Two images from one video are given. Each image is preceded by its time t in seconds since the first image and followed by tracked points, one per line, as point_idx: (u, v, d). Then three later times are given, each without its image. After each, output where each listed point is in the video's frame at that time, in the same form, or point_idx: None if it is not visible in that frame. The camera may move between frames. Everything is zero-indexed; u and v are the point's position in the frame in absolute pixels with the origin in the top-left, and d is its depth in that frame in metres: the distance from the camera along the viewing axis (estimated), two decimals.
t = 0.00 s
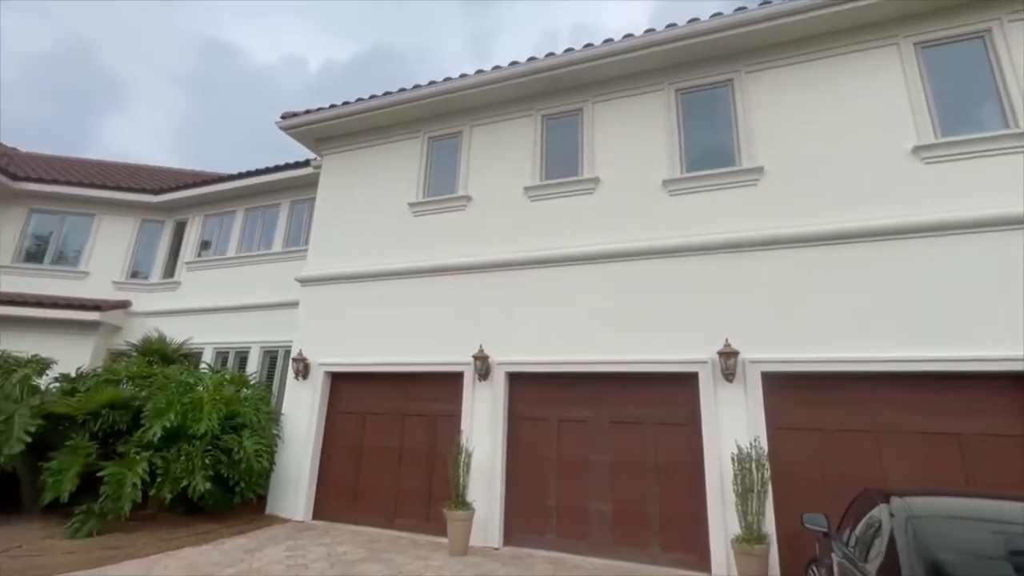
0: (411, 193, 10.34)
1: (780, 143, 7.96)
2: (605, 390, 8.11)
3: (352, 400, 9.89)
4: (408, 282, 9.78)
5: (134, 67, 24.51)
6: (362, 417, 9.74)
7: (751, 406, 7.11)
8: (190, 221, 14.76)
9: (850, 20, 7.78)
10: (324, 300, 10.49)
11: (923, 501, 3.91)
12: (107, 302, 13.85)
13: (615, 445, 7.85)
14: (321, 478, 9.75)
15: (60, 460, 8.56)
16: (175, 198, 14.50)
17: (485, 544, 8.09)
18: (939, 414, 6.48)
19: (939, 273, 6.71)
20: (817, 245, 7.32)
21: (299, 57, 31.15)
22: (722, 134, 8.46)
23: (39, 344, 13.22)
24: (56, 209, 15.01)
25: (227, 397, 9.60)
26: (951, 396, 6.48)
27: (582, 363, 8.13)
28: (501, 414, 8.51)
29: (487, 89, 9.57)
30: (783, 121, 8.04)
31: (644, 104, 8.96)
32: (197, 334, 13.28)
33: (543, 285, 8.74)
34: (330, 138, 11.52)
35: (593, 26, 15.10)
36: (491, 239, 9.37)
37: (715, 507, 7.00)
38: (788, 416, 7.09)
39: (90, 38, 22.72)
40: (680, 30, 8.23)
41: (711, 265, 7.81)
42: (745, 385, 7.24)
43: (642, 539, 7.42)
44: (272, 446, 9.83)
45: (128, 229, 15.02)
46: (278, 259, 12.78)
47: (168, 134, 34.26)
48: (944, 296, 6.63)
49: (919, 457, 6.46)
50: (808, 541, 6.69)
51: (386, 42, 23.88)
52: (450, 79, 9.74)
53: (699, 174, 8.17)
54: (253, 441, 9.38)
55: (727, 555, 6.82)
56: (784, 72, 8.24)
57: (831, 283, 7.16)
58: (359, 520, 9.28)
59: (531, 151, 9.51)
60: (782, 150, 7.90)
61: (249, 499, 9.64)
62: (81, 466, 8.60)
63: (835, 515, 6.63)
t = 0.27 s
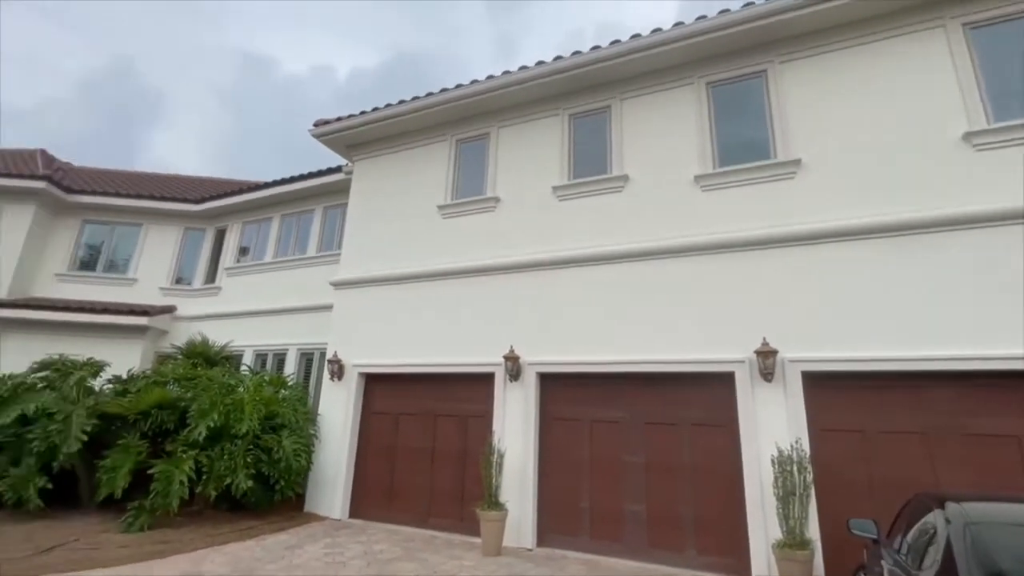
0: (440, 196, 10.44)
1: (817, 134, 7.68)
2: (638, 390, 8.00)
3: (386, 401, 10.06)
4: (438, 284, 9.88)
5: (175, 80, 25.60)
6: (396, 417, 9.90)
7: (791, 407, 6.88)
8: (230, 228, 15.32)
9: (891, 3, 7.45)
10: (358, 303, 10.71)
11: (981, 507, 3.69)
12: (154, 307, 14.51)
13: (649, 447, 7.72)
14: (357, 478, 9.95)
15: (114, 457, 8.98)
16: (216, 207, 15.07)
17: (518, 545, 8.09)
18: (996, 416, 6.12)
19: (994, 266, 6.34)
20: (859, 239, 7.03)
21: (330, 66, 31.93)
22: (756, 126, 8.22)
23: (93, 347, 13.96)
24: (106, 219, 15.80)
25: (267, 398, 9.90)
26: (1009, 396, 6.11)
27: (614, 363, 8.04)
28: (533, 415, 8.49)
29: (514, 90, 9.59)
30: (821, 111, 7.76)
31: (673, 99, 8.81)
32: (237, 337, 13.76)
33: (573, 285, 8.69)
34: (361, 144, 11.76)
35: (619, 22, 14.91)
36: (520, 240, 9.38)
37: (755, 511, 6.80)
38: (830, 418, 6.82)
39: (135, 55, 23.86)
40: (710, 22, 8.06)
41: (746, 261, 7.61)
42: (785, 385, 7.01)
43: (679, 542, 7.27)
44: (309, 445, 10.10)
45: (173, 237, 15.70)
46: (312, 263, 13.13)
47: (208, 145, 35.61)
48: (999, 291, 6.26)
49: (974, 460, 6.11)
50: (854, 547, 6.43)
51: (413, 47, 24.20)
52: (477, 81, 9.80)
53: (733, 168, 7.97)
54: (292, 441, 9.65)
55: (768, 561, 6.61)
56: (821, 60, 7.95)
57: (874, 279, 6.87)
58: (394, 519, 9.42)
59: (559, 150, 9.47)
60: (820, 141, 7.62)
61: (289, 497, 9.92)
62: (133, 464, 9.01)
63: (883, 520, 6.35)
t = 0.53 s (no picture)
0: (471, 196, 10.51)
1: (861, 122, 7.36)
2: (674, 390, 7.84)
3: (420, 401, 10.19)
4: (470, 284, 9.96)
5: (215, 91, 26.62)
6: (430, 416, 10.02)
7: (837, 407, 6.61)
8: (268, 233, 15.84)
9: None
10: (392, 304, 10.90)
11: None
12: (200, 311, 15.14)
13: (687, 447, 7.56)
14: (393, 476, 10.12)
15: (165, 454, 9.40)
16: (255, 213, 15.60)
17: (554, 545, 8.06)
18: None
19: None
20: (908, 231, 6.70)
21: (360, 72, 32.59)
22: (795, 116, 7.94)
23: (144, 349, 14.67)
24: (155, 228, 16.59)
25: (306, 397, 10.19)
26: None
27: (649, 362, 7.91)
28: (567, 415, 8.44)
29: (543, 88, 9.56)
30: (864, 97, 7.43)
31: (706, 91, 8.60)
32: (277, 339, 14.22)
33: (605, 283, 8.61)
34: (392, 148, 11.95)
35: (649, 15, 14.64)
36: (551, 239, 9.35)
37: (800, 515, 6.56)
38: (879, 418, 6.52)
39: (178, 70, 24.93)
40: (743, 10, 7.84)
41: (786, 256, 7.36)
42: (830, 384, 6.73)
43: (720, 546, 7.09)
44: (347, 444, 10.34)
45: (216, 243, 16.36)
46: (347, 266, 13.43)
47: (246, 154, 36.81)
48: None
49: None
50: (907, 554, 6.14)
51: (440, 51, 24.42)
52: (506, 82, 9.81)
53: (771, 160, 7.73)
54: (330, 439, 9.90)
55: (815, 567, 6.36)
56: (864, 45, 7.61)
57: (924, 272, 6.54)
58: (430, 518, 9.54)
59: (589, 147, 9.38)
60: (864, 129, 7.29)
61: (328, 494, 10.17)
62: (183, 460, 9.41)
63: (939, 527, 6.02)
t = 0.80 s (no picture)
0: (501, 196, 10.54)
1: (908, 106, 6.99)
2: (713, 388, 7.66)
3: (455, 400, 10.29)
4: (503, 283, 9.99)
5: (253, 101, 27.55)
6: (464, 415, 10.10)
7: (889, 406, 6.30)
8: (306, 238, 16.31)
9: None
10: (425, 304, 11.04)
11: None
12: (243, 314, 15.73)
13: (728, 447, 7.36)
14: (430, 474, 10.26)
15: (214, 451, 9.80)
16: (293, 218, 16.08)
17: (591, 545, 7.99)
18: None
19: None
20: (963, 221, 6.34)
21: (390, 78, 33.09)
22: (837, 103, 7.62)
23: (192, 351, 15.34)
24: (200, 235, 17.32)
25: (344, 397, 10.43)
26: None
27: (686, 361, 7.75)
28: (602, 415, 8.36)
29: (572, 85, 9.50)
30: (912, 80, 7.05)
31: (742, 81, 8.35)
32: (316, 339, 14.63)
33: (639, 280, 8.49)
34: (423, 150, 12.10)
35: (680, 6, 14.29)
36: (583, 237, 9.28)
37: (850, 518, 6.30)
38: (934, 418, 6.19)
39: (219, 82, 25.93)
40: None
41: (830, 250, 7.07)
42: (881, 382, 6.42)
43: (764, 549, 6.86)
44: (385, 442, 10.54)
45: (257, 248, 16.95)
46: (382, 268, 13.68)
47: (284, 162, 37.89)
48: None
49: None
50: (969, 561, 5.81)
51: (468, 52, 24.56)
52: (535, 80, 9.79)
53: (812, 150, 7.43)
54: (368, 437, 10.11)
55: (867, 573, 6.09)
56: (913, 24, 7.21)
57: (982, 263, 6.17)
58: (466, 516, 9.62)
59: (621, 143, 9.25)
60: (914, 113, 6.92)
61: (367, 491, 10.39)
62: (230, 457, 9.79)
63: (1005, 534, 5.67)
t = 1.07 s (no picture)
0: (532, 194, 10.52)
1: (962, 87, 6.60)
2: (753, 387, 7.44)
3: (488, 398, 10.34)
4: (535, 282, 9.98)
5: (288, 109, 28.38)
6: (498, 414, 10.14)
7: (945, 405, 5.97)
8: (340, 240, 16.71)
9: None
10: (458, 304, 11.14)
11: None
12: (283, 315, 16.25)
13: (770, 447, 7.14)
14: (465, 472, 10.34)
15: (258, 448, 10.16)
16: (329, 221, 16.49)
17: (628, 546, 7.89)
18: None
19: None
20: None
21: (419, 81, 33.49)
22: (883, 87, 7.26)
23: (236, 351, 15.95)
24: (241, 239, 17.98)
25: (380, 396, 10.64)
26: None
27: (724, 358, 7.55)
28: (638, 413, 8.24)
29: (601, 80, 9.40)
30: (965, 60, 6.66)
31: (779, 69, 8.07)
32: (352, 340, 14.98)
33: (674, 277, 8.32)
34: (453, 151, 12.21)
35: None
36: (615, 234, 9.18)
37: (903, 522, 6.01)
38: (995, 417, 5.84)
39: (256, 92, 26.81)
40: None
41: (878, 241, 6.75)
42: (935, 380, 6.09)
43: (810, 553, 6.63)
44: (420, 440, 10.69)
45: (294, 251, 17.48)
46: (414, 268, 13.88)
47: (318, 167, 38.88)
48: None
49: None
50: None
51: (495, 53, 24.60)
52: (565, 76, 9.72)
53: (856, 138, 7.12)
54: (404, 435, 10.29)
55: None
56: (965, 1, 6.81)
57: (1012, 256, 5.94)
58: (501, 514, 9.65)
59: (653, 137, 9.10)
60: (968, 95, 6.53)
61: (404, 488, 10.57)
62: (273, 454, 10.13)
63: None
